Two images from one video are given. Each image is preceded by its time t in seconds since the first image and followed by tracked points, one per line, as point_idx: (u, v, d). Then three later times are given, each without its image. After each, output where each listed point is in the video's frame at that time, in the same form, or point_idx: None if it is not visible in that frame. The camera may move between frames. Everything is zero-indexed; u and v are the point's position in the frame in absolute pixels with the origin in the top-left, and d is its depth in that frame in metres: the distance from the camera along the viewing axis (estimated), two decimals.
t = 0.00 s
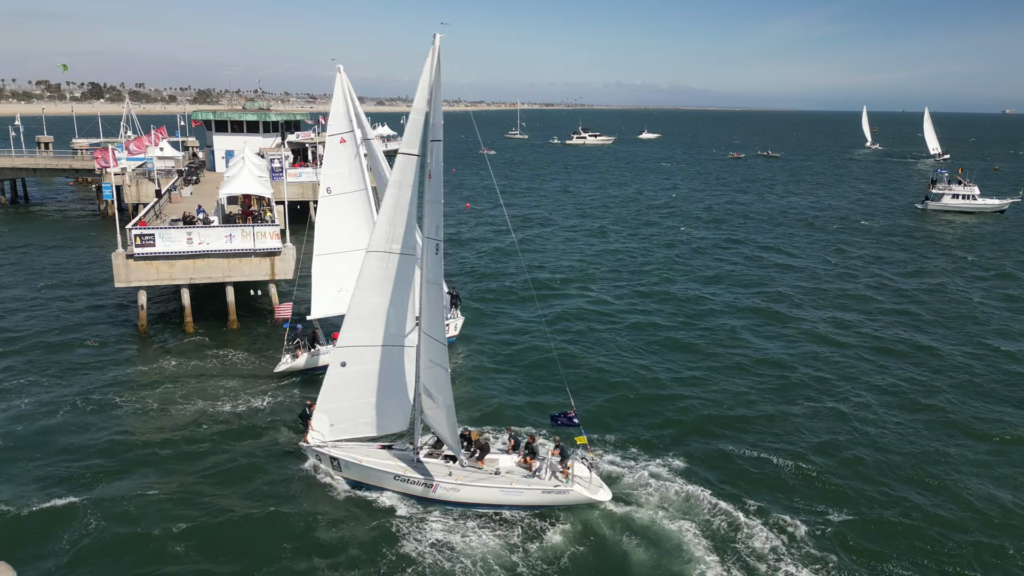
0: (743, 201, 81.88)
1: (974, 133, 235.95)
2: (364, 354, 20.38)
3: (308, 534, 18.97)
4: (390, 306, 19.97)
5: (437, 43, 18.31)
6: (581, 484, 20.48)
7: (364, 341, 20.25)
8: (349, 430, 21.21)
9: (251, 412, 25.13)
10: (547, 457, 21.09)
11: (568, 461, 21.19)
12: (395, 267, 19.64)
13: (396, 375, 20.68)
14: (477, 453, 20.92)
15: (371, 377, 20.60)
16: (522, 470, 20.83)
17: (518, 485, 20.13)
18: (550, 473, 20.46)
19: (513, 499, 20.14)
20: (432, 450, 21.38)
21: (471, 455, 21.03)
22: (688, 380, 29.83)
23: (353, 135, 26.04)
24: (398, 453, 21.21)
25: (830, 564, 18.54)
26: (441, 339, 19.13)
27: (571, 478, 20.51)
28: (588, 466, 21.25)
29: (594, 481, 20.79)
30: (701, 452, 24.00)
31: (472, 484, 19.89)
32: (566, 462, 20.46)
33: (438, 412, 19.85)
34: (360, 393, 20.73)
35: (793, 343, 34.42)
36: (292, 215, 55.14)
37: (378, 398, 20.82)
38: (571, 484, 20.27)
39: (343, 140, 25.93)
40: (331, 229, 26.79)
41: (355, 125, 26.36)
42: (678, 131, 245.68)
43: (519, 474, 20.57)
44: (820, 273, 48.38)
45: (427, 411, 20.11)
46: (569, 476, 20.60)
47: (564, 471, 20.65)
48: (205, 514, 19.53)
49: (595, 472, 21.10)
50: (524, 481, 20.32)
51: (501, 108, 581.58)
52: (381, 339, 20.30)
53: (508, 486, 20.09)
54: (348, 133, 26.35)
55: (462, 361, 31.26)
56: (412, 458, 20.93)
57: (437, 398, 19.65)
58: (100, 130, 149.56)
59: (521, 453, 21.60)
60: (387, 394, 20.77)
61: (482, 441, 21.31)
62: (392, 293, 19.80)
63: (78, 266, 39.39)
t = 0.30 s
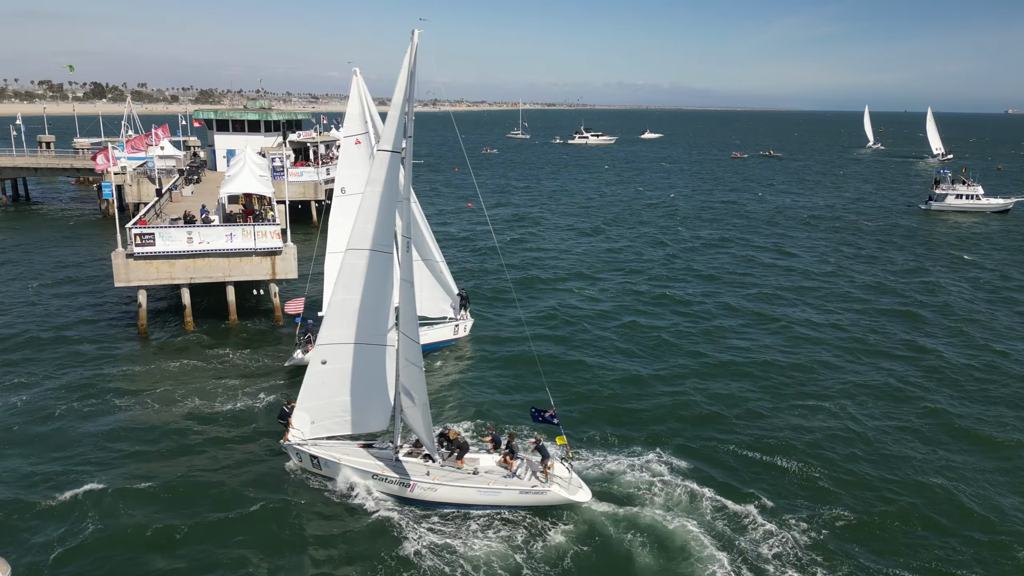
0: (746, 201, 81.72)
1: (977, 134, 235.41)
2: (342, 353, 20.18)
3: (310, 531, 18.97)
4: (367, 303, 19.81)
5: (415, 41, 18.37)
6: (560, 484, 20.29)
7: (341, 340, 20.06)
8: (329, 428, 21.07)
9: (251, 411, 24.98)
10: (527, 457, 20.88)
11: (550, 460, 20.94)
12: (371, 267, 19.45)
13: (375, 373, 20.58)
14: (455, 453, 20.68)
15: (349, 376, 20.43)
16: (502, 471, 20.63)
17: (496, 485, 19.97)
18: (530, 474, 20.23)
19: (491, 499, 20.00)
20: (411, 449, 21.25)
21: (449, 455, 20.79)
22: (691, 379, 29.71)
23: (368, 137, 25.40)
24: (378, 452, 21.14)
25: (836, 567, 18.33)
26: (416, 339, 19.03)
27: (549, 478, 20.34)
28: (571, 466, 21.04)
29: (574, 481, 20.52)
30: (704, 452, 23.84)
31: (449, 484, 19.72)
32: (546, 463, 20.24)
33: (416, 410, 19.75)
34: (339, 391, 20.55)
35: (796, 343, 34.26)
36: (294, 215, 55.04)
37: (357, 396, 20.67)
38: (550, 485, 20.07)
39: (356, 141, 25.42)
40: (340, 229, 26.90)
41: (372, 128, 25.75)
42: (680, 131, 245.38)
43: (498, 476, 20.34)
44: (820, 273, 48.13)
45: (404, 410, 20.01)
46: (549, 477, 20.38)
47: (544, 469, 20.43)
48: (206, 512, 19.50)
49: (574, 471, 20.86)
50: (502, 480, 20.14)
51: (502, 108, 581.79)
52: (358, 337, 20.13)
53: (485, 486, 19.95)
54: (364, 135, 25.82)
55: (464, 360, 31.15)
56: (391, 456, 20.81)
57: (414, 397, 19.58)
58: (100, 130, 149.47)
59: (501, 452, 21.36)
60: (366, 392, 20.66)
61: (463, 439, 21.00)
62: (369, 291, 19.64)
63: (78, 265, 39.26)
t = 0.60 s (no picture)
0: (748, 202, 81.54)
1: (981, 134, 234.75)
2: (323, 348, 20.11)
3: (308, 531, 18.96)
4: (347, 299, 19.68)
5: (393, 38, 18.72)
6: (536, 487, 19.97)
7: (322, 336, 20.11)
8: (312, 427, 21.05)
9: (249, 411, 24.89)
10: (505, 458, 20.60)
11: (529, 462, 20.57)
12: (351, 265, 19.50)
13: (355, 373, 20.28)
14: (431, 452, 20.47)
15: (331, 372, 20.36)
16: (479, 473, 20.38)
17: (469, 487, 19.75)
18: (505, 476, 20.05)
19: (464, 501, 19.78)
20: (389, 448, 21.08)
21: (425, 454, 20.59)
22: (692, 378, 29.61)
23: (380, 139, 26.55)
24: (356, 450, 20.99)
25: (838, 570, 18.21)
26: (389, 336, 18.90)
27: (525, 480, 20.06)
28: (548, 467, 20.72)
29: (551, 487, 20.06)
30: (704, 453, 23.69)
31: (422, 485, 19.60)
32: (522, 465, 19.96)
33: (391, 411, 19.50)
34: (321, 387, 20.52)
35: (798, 343, 34.10)
36: (295, 215, 54.99)
37: (338, 395, 20.51)
38: (523, 489, 19.75)
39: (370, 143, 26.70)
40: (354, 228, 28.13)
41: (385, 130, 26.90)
42: (682, 131, 245.06)
43: (472, 478, 20.09)
44: (822, 274, 47.97)
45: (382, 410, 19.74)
46: (525, 479, 20.10)
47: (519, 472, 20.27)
48: (206, 510, 19.53)
49: (551, 473, 20.52)
50: (475, 484, 19.93)
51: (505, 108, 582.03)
52: (339, 335, 20.02)
53: (458, 488, 19.75)
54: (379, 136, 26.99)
55: (463, 360, 31.05)
56: (369, 454, 20.71)
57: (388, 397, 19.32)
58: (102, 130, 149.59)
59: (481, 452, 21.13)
60: (346, 388, 20.40)
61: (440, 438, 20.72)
62: (348, 289, 19.53)
63: (79, 265, 39.20)
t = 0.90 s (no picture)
0: (750, 202, 81.38)
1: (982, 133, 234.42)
2: (300, 346, 20.16)
3: (301, 536, 18.70)
4: (324, 296, 19.83)
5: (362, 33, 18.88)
6: (505, 494, 19.71)
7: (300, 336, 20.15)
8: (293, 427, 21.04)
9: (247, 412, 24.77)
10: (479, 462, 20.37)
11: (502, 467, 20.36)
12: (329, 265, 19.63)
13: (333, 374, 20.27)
14: (405, 452, 20.31)
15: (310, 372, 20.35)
16: (450, 476, 20.18)
17: (435, 491, 19.46)
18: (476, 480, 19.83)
19: (428, 505, 19.47)
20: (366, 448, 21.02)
21: (400, 453, 20.45)
22: (693, 379, 29.47)
23: (389, 137, 27.92)
24: (336, 450, 20.90)
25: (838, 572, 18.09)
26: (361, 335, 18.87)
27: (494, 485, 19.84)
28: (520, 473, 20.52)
29: (520, 495, 19.76)
30: (703, 454, 23.54)
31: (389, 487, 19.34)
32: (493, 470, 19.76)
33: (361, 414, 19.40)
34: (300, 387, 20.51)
35: (798, 344, 33.95)
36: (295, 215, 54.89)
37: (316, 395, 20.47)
38: (489, 496, 19.46)
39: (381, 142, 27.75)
40: (365, 225, 28.70)
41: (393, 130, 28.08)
42: (683, 131, 245.14)
43: (440, 481, 19.88)
44: (824, 274, 47.82)
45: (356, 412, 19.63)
46: (496, 485, 19.87)
47: (490, 478, 20.11)
48: (199, 514, 19.30)
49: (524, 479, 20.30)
50: (441, 488, 19.64)
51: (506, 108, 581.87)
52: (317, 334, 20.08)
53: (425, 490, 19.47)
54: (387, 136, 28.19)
55: (461, 361, 30.91)
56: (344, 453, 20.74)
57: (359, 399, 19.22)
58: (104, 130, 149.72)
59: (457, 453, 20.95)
60: (321, 385, 20.37)
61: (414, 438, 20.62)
62: (325, 286, 19.65)
63: (78, 265, 39.13)
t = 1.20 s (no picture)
0: (752, 201, 81.18)
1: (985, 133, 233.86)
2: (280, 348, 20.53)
3: (295, 536, 18.64)
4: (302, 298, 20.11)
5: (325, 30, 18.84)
6: (468, 502, 19.27)
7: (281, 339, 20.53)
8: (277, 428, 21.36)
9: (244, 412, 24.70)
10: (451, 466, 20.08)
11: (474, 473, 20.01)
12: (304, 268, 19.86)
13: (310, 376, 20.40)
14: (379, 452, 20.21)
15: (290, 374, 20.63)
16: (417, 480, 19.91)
17: (396, 497, 19.08)
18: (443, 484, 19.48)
19: (391, 511, 19.11)
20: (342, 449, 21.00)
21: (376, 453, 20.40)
22: (693, 378, 29.38)
23: (396, 135, 27.94)
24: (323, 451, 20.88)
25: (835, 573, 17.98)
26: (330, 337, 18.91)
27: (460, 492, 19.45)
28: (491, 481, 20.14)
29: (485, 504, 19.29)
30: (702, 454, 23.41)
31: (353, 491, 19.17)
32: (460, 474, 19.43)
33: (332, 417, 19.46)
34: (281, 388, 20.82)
35: (798, 344, 33.80)
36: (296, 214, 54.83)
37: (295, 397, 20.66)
38: (450, 505, 18.97)
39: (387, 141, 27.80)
40: (371, 224, 28.79)
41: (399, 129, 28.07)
42: (685, 131, 244.76)
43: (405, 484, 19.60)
44: (826, 274, 47.67)
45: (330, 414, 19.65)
46: (462, 491, 19.53)
47: (457, 484, 19.48)
48: (192, 517, 19.14)
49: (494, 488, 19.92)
50: (404, 494, 19.22)
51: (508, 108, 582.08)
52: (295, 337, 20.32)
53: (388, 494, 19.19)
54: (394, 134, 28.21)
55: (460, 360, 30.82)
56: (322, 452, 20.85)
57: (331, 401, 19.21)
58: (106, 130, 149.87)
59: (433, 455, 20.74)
60: (294, 385, 20.46)
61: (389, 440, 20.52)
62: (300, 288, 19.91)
63: (78, 265, 39.10)
